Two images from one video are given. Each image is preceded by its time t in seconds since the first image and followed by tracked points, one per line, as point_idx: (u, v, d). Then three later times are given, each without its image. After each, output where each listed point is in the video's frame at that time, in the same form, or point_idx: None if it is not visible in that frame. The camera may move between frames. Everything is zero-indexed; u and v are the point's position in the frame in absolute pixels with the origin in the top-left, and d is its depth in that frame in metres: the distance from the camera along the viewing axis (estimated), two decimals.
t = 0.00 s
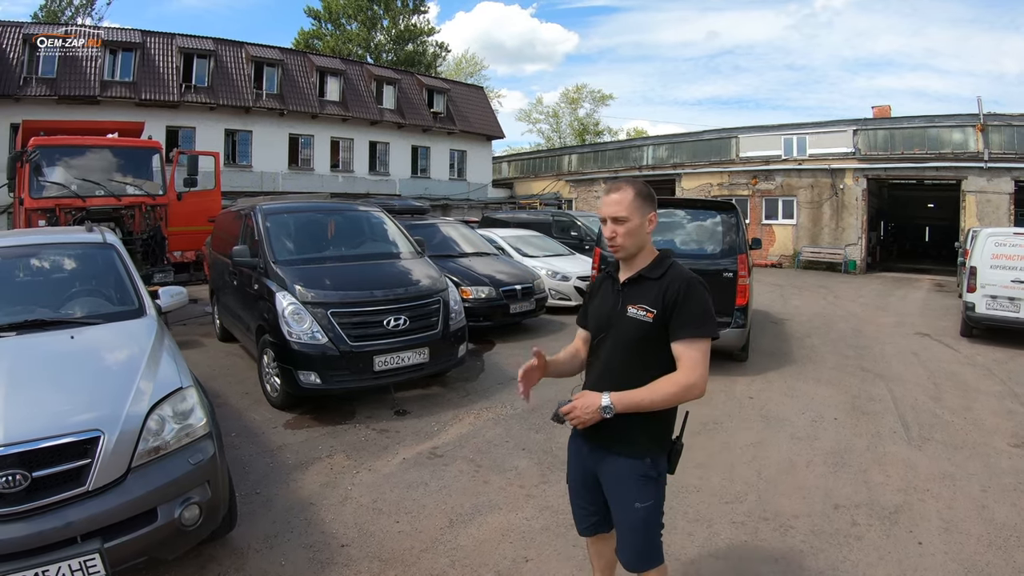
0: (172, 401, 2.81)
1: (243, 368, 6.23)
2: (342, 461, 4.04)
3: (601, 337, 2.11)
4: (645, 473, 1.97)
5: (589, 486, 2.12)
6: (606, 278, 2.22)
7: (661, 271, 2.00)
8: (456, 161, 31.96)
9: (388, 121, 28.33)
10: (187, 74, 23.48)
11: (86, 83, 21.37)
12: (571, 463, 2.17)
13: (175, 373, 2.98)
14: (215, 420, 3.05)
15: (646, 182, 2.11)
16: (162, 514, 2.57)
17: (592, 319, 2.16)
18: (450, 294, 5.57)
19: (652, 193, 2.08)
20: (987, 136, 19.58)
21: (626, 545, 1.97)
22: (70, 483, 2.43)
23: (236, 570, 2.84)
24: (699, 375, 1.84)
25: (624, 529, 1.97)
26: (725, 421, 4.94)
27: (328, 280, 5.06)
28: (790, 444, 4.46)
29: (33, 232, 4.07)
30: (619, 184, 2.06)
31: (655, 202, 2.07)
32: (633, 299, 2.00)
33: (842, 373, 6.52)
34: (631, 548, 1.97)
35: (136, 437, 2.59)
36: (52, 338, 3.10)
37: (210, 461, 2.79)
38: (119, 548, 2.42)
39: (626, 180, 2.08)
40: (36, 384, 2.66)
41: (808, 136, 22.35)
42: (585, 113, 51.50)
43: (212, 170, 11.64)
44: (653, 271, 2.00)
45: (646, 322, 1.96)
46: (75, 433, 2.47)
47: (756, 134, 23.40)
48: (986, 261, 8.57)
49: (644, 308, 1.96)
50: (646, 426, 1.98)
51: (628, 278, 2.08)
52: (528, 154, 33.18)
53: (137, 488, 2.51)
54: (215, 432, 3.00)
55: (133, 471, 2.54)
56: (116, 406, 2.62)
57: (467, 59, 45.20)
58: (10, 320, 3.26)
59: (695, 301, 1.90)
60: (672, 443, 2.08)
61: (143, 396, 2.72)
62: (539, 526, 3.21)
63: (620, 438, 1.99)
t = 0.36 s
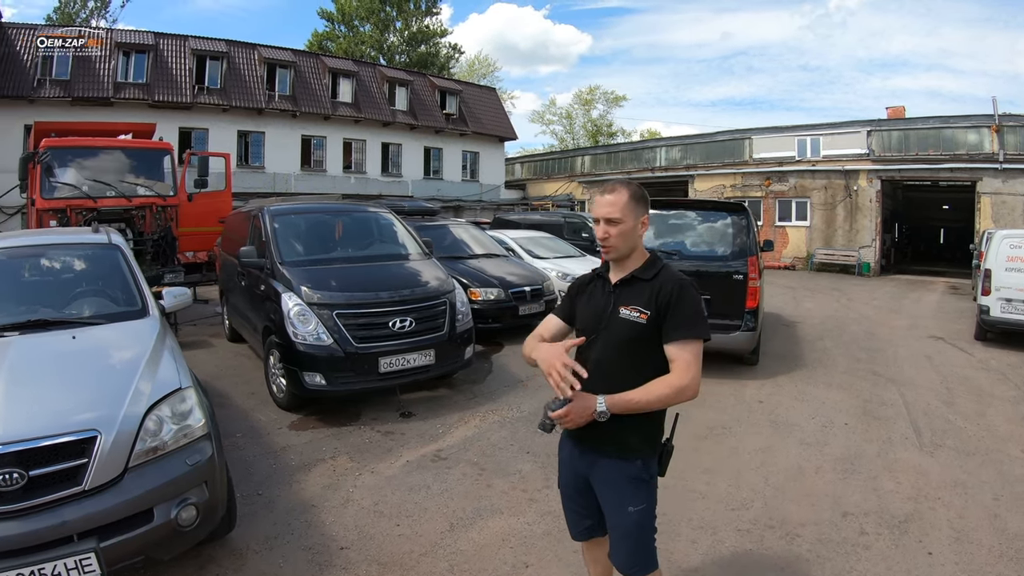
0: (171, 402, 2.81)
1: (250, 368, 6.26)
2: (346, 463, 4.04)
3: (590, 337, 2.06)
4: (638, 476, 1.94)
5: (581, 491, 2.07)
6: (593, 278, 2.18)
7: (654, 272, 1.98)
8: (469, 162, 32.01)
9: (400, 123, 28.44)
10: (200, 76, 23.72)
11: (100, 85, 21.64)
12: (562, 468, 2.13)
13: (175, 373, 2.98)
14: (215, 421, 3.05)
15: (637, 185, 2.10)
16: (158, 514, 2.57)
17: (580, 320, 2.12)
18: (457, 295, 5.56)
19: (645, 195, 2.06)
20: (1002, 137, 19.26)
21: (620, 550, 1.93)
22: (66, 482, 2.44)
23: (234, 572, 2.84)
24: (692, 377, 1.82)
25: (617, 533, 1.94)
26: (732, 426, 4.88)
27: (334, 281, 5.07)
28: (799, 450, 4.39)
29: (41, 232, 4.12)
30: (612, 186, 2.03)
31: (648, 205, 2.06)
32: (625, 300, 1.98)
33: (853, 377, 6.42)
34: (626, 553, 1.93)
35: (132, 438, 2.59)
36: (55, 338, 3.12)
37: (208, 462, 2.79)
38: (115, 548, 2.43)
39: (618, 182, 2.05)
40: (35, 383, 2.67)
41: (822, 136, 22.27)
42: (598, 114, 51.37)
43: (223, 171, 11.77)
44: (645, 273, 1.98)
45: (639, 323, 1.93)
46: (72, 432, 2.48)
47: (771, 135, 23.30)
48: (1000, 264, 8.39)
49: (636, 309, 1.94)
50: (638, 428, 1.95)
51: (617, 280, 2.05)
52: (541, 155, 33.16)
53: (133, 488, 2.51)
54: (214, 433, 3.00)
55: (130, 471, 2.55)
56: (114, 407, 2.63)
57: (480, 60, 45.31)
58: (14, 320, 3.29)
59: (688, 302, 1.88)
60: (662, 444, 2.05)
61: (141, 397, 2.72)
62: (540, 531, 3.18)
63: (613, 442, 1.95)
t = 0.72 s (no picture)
0: (174, 393, 2.83)
1: (259, 363, 6.31)
2: (350, 458, 4.05)
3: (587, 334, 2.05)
4: (635, 476, 1.92)
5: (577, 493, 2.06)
6: (590, 275, 2.17)
7: (650, 267, 1.96)
8: (483, 161, 32.02)
9: (414, 121, 28.51)
10: (215, 73, 23.96)
11: (115, 81, 21.90)
12: (558, 468, 2.12)
13: (178, 365, 3.00)
14: (217, 414, 3.07)
15: (636, 180, 2.08)
16: (158, 505, 2.58)
17: (576, 316, 2.10)
18: (465, 292, 5.56)
19: (643, 191, 2.04)
20: (1019, 138, 18.89)
21: (616, 552, 1.91)
22: (68, 471, 2.47)
23: (235, 564, 2.86)
24: (689, 374, 1.79)
25: (613, 534, 1.92)
26: (740, 427, 4.83)
27: (342, 277, 5.09)
28: (807, 453, 4.34)
29: (54, 226, 4.18)
30: (611, 180, 2.02)
31: (647, 200, 2.04)
32: (621, 296, 1.96)
33: (865, 380, 6.34)
34: (621, 554, 1.91)
35: (134, 428, 2.61)
36: (62, 329, 3.16)
37: (209, 454, 2.81)
38: (115, 537, 2.45)
39: (617, 177, 2.04)
40: (40, 373, 2.70)
41: (838, 136, 22.00)
42: (613, 113, 51.14)
43: (237, 168, 11.87)
44: (642, 268, 1.96)
45: (635, 319, 1.91)
46: (75, 422, 2.50)
47: (786, 135, 23.12)
48: (1015, 267, 8.23)
49: (633, 305, 1.92)
50: (635, 426, 1.93)
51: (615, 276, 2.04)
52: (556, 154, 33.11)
53: (134, 478, 2.54)
54: (216, 425, 3.02)
55: (131, 461, 2.57)
56: (117, 397, 2.65)
57: (494, 59, 45.31)
58: (22, 311, 3.34)
59: (684, 298, 1.86)
60: (661, 444, 2.03)
61: (144, 388, 2.75)
62: (541, 530, 3.16)
63: (610, 440, 1.93)
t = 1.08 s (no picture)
0: (181, 390, 2.85)
1: (269, 361, 6.35)
2: (358, 456, 4.06)
3: (597, 335, 2.02)
4: (646, 480, 1.90)
5: (586, 494, 2.04)
6: (596, 272, 2.13)
7: (664, 268, 1.94)
8: (494, 160, 32.02)
9: (426, 120, 28.56)
10: (227, 72, 24.16)
11: (128, 80, 22.14)
12: (566, 471, 2.09)
13: (186, 362, 3.02)
14: (224, 410, 3.09)
15: (654, 177, 2.07)
16: (164, 501, 2.60)
17: (584, 315, 2.07)
18: (475, 291, 5.55)
19: (661, 189, 2.03)
20: None
21: (628, 556, 1.88)
22: (75, 466, 2.49)
23: (240, 560, 2.87)
24: (704, 379, 1.79)
25: (624, 538, 1.89)
26: (750, 428, 4.78)
27: (352, 276, 5.10)
28: (818, 454, 4.28)
29: (65, 223, 4.22)
30: (632, 173, 2.00)
31: (664, 198, 2.04)
32: (635, 297, 1.94)
33: (877, 381, 6.26)
34: (634, 559, 1.89)
35: (141, 425, 2.63)
36: (71, 325, 3.19)
37: (215, 450, 2.82)
38: (120, 533, 2.47)
39: (637, 171, 2.03)
40: (48, 368, 2.72)
41: (850, 136, 21.79)
42: (625, 112, 50.94)
43: (249, 166, 11.94)
44: (657, 268, 1.94)
45: (650, 322, 1.89)
46: (82, 418, 2.52)
47: (798, 135, 22.94)
48: None
49: (648, 307, 1.89)
50: (647, 430, 1.91)
51: (626, 274, 2.01)
52: (567, 153, 33.04)
53: (140, 474, 2.56)
54: (223, 422, 3.04)
55: (137, 457, 2.59)
56: (123, 393, 2.67)
57: (506, 58, 45.31)
58: (32, 308, 3.37)
59: (702, 302, 1.85)
60: (672, 445, 2.02)
61: (151, 385, 2.76)
62: (548, 530, 3.15)
63: (622, 444, 1.91)
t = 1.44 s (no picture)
0: (181, 392, 2.83)
1: (273, 363, 6.33)
2: (361, 459, 4.03)
3: (602, 337, 2.00)
4: (651, 488, 1.86)
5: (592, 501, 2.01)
6: (604, 273, 2.11)
7: (668, 267, 1.90)
8: (499, 162, 32.03)
9: (430, 122, 28.59)
10: (232, 75, 24.26)
11: (133, 84, 22.25)
12: (573, 476, 2.07)
13: (186, 364, 3.00)
14: (224, 412, 3.07)
15: (659, 172, 2.03)
16: (163, 504, 2.58)
17: (590, 318, 2.06)
18: (480, 293, 5.52)
19: (666, 184, 1.98)
20: None
21: (633, 566, 1.85)
22: (73, 468, 2.47)
23: (241, 565, 2.84)
24: (711, 381, 1.74)
25: (628, 546, 1.86)
26: (758, 431, 4.73)
27: (356, 277, 5.08)
28: (826, 458, 4.23)
29: (68, 225, 4.22)
30: (635, 170, 1.96)
31: (669, 194, 2.00)
32: (637, 298, 1.91)
33: (885, 383, 6.20)
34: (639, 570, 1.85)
35: (140, 427, 2.61)
36: (71, 326, 3.18)
37: (216, 453, 2.79)
38: (118, 536, 2.45)
39: (641, 167, 1.99)
40: (48, 370, 2.71)
41: (856, 137, 21.69)
42: (629, 115, 50.90)
43: (252, 168, 11.97)
44: (660, 267, 1.90)
45: (652, 322, 1.85)
46: (80, 420, 2.50)
47: (803, 136, 22.88)
48: None
49: (651, 307, 1.86)
50: (654, 437, 1.87)
51: (631, 274, 1.98)
52: (571, 156, 33.03)
53: (138, 477, 2.53)
54: (224, 425, 3.01)
55: (136, 460, 2.57)
56: (122, 395, 2.65)
57: (511, 61, 45.37)
58: (33, 309, 3.36)
59: (706, 301, 1.80)
60: (682, 451, 1.97)
61: (151, 386, 2.74)
62: (554, 534, 3.11)
63: (628, 450, 1.87)
